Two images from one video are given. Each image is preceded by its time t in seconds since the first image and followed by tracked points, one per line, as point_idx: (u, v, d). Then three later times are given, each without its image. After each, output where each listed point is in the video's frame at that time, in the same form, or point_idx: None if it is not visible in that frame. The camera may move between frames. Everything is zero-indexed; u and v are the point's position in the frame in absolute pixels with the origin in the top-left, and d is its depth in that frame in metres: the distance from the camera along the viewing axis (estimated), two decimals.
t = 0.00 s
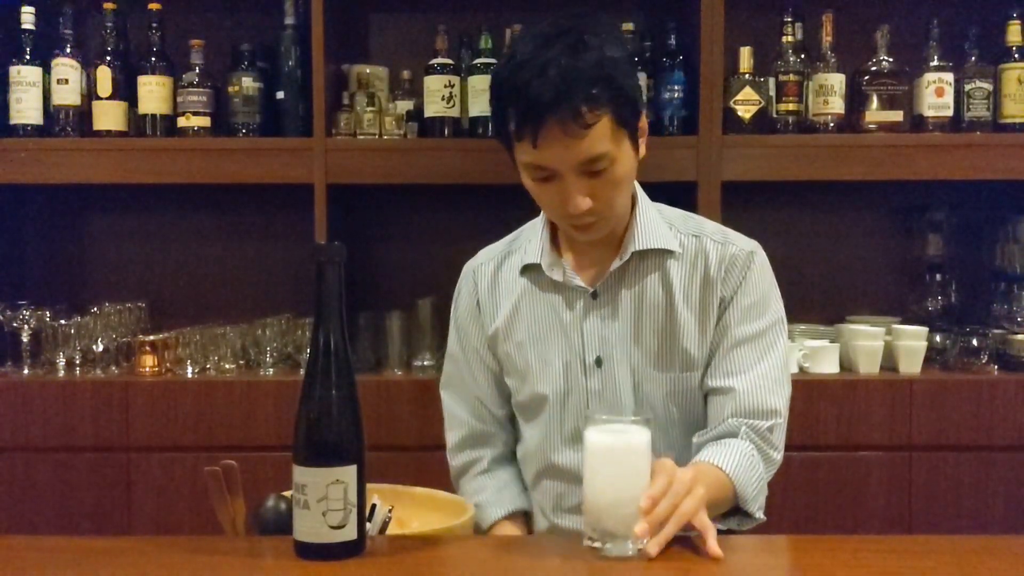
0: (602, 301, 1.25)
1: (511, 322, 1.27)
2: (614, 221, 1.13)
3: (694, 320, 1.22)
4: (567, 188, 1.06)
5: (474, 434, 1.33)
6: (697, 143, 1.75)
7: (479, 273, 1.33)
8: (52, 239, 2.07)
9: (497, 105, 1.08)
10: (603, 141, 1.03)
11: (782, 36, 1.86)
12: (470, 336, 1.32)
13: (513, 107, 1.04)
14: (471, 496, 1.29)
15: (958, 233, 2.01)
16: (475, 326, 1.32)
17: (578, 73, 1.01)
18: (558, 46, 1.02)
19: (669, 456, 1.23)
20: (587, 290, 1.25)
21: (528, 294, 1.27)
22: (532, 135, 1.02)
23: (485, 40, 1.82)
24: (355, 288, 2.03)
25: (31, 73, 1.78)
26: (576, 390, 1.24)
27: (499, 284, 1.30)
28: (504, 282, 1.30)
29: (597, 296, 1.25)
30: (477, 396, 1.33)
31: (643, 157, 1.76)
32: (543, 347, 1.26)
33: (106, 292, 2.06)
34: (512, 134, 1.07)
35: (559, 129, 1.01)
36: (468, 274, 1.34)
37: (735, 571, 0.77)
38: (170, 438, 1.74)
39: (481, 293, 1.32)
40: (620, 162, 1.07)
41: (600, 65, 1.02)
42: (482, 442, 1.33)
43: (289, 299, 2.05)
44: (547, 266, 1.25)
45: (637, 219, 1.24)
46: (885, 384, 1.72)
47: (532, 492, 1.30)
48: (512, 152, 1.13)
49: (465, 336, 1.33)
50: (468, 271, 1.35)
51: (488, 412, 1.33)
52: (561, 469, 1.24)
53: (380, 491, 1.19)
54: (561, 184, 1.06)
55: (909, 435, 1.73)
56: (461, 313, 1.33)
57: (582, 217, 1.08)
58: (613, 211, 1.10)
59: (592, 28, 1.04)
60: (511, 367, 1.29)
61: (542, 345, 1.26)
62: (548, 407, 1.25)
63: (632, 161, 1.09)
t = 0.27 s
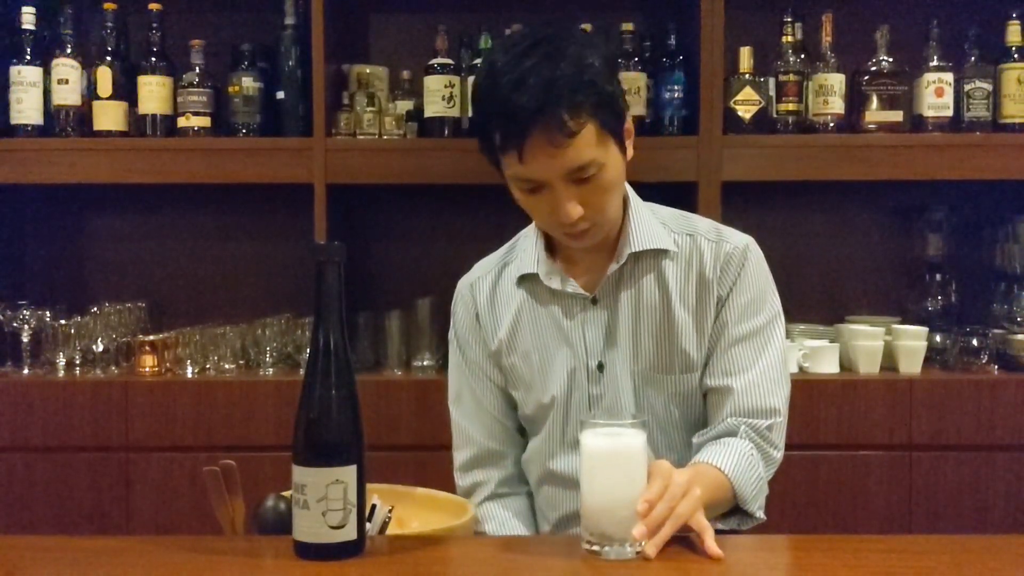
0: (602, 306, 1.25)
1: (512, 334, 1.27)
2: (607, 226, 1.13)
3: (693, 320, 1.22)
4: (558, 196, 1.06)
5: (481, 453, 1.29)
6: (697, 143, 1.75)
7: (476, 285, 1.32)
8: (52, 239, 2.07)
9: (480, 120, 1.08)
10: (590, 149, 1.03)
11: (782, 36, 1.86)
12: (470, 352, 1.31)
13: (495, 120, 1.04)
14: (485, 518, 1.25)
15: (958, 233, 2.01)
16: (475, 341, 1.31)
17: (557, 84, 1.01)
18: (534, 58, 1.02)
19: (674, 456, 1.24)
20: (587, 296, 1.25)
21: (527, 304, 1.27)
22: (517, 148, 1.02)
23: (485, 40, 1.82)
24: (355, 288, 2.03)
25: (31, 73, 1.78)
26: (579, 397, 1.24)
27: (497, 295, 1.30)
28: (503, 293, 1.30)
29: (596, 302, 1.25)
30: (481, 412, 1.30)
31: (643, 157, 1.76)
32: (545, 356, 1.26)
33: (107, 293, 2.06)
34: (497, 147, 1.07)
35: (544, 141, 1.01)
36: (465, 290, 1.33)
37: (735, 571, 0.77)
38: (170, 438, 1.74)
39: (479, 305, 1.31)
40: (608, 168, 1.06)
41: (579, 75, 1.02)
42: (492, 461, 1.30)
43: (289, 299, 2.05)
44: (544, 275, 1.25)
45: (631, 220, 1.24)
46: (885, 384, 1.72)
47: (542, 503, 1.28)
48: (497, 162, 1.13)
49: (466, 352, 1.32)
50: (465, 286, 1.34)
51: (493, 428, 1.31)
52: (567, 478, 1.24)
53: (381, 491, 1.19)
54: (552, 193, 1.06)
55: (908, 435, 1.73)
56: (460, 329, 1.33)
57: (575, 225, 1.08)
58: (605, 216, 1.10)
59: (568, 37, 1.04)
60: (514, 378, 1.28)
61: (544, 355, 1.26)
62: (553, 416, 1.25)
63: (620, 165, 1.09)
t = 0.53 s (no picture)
0: (598, 307, 1.25)
1: (511, 338, 1.27)
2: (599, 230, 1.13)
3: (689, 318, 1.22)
4: (549, 203, 1.06)
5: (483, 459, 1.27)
6: (697, 143, 1.75)
7: (471, 291, 1.32)
8: (52, 239, 2.07)
9: (466, 132, 1.08)
10: (577, 156, 1.03)
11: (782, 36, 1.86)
12: (468, 359, 1.30)
13: (480, 132, 1.04)
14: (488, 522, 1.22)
15: (957, 233, 2.01)
16: (472, 347, 1.30)
17: (541, 91, 1.01)
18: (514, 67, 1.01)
19: (674, 452, 1.24)
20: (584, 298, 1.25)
21: (524, 308, 1.27)
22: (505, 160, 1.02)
23: (485, 40, 1.82)
24: (355, 288, 2.03)
25: (31, 73, 1.78)
26: (578, 398, 1.24)
27: (493, 300, 1.30)
28: (500, 299, 1.29)
29: (593, 303, 1.25)
30: (482, 419, 1.29)
31: (642, 157, 1.76)
32: (544, 360, 1.25)
33: (107, 293, 2.06)
34: (483, 158, 1.07)
35: (532, 151, 1.01)
36: (461, 297, 1.32)
37: (735, 571, 0.77)
38: (170, 438, 1.74)
39: (475, 311, 1.30)
40: (597, 173, 1.06)
41: (562, 81, 1.01)
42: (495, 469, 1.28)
43: (289, 299, 2.05)
44: (540, 278, 1.24)
45: (624, 219, 1.24)
46: (885, 384, 1.72)
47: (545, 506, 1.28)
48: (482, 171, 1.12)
49: (463, 359, 1.31)
50: (460, 293, 1.33)
51: (495, 434, 1.29)
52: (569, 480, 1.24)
53: (380, 491, 1.19)
54: (542, 201, 1.06)
55: (908, 435, 1.73)
56: (457, 336, 1.32)
57: (567, 231, 1.08)
58: (596, 221, 1.10)
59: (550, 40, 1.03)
60: (514, 383, 1.28)
61: (543, 358, 1.26)
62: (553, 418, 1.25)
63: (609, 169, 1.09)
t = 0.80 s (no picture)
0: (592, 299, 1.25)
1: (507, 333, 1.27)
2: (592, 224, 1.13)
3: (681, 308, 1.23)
4: (539, 198, 1.06)
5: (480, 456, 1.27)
6: (697, 143, 1.75)
7: (470, 290, 1.32)
8: (52, 239, 2.07)
9: (460, 136, 1.09)
10: (566, 150, 1.03)
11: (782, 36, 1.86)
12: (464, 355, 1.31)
13: (472, 132, 1.06)
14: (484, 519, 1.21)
15: (958, 233, 2.01)
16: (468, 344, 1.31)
17: (528, 91, 1.02)
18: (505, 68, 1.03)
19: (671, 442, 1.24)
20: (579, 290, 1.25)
21: (522, 304, 1.27)
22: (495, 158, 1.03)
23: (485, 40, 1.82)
24: (355, 287, 2.03)
25: (31, 73, 1.78)
26: (573, 390, 1.25)
27: (492, 297, 1.30)
28: (498, 296, 1.30)
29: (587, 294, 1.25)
30: (479, 417, 1.29)
31: (642, 157, 1.75)
32: (542, 353, 1.26)
33: (106, 293, 2.06)
34: (476, 158, 1.08)
35: (520, 148, 1.02)
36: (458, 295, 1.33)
37: (735, 571, 0.77)
38: (170, 438, 1.74)
39: (473, 310, 1.31)
40: (587, 166, 1.07)
41: (548, 80, 1.03)
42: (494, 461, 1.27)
43: (289, 299, 2.05)
44: (536, 273, 1.25)
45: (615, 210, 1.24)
46: (885, 384, 1.72)
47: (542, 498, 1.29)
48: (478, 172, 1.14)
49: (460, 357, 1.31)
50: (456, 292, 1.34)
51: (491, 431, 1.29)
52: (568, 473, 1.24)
53: (381, 490, 1.19)
54: (532, 196, 1.06)
55: (908, 435, 1.72)
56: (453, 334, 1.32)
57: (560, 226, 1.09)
58: (589, 216, 1.11)
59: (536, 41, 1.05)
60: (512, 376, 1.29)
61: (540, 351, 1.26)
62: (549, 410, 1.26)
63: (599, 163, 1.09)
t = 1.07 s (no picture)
0: (563, 295, 1.28)
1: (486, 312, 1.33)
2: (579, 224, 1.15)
3: (650, 320, 1.25)
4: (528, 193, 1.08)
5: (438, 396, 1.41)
6: (697, 143, 1.75)
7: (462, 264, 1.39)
8: (52, 239, 2.07)
9: (460, 134, 1.12)
10: (559, 148, 1.06)
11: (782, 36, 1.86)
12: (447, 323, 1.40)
13: (468, 125, 1.09)
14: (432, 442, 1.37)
15: (957, 233, 2.01)
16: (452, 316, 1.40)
17: (525, 89, 1.05)
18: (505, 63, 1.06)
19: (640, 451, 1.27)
20: (552, 285, 1.29)
21: (500, 287, 1.33)
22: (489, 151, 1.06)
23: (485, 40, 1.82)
24: (355, 288, 2.03)
25: (31, 73, 1.78)
26: (534, 381, 1.28)
27: (478, 274, 1.37)
28: (482, 274, 1.36)
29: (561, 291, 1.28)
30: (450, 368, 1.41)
31: (642, 157, 1.75)
32: (511, 339, 1.30)
33: (106, 293, 2.06)
34: (470, 152, 1.11)
35: (513, 142, 1.04)
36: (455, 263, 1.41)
37: (734, 571, 0.77)
38: (170, 437, 1.74)
39: (461, 284, 1.38)
40: (578, 165, 1.09)
41: (544, 78, 1.05)
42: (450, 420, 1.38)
43: (289, 299, 2.04)
44: (515, 259, 1.30)
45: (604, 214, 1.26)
46: (885, 384, 1.72)
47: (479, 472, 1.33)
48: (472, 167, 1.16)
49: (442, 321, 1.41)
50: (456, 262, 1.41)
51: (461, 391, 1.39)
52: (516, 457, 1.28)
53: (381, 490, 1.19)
54: (522, 190, 1.09)
55: (908, 435, 1.72)
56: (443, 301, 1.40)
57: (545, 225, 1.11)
58: (578, 214, 1.13)
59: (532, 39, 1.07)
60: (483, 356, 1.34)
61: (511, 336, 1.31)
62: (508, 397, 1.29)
63: (590, 163, 1.11)
